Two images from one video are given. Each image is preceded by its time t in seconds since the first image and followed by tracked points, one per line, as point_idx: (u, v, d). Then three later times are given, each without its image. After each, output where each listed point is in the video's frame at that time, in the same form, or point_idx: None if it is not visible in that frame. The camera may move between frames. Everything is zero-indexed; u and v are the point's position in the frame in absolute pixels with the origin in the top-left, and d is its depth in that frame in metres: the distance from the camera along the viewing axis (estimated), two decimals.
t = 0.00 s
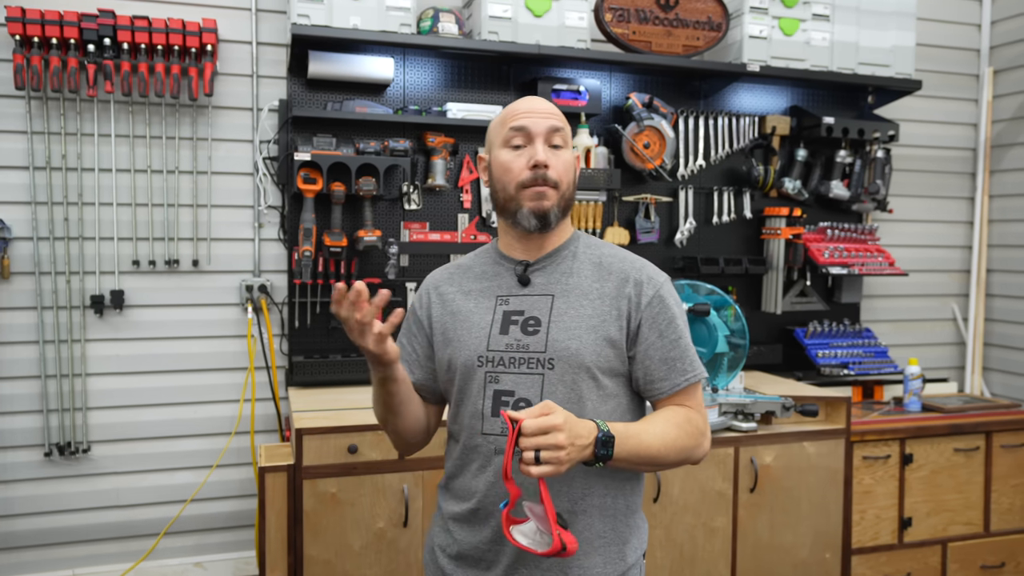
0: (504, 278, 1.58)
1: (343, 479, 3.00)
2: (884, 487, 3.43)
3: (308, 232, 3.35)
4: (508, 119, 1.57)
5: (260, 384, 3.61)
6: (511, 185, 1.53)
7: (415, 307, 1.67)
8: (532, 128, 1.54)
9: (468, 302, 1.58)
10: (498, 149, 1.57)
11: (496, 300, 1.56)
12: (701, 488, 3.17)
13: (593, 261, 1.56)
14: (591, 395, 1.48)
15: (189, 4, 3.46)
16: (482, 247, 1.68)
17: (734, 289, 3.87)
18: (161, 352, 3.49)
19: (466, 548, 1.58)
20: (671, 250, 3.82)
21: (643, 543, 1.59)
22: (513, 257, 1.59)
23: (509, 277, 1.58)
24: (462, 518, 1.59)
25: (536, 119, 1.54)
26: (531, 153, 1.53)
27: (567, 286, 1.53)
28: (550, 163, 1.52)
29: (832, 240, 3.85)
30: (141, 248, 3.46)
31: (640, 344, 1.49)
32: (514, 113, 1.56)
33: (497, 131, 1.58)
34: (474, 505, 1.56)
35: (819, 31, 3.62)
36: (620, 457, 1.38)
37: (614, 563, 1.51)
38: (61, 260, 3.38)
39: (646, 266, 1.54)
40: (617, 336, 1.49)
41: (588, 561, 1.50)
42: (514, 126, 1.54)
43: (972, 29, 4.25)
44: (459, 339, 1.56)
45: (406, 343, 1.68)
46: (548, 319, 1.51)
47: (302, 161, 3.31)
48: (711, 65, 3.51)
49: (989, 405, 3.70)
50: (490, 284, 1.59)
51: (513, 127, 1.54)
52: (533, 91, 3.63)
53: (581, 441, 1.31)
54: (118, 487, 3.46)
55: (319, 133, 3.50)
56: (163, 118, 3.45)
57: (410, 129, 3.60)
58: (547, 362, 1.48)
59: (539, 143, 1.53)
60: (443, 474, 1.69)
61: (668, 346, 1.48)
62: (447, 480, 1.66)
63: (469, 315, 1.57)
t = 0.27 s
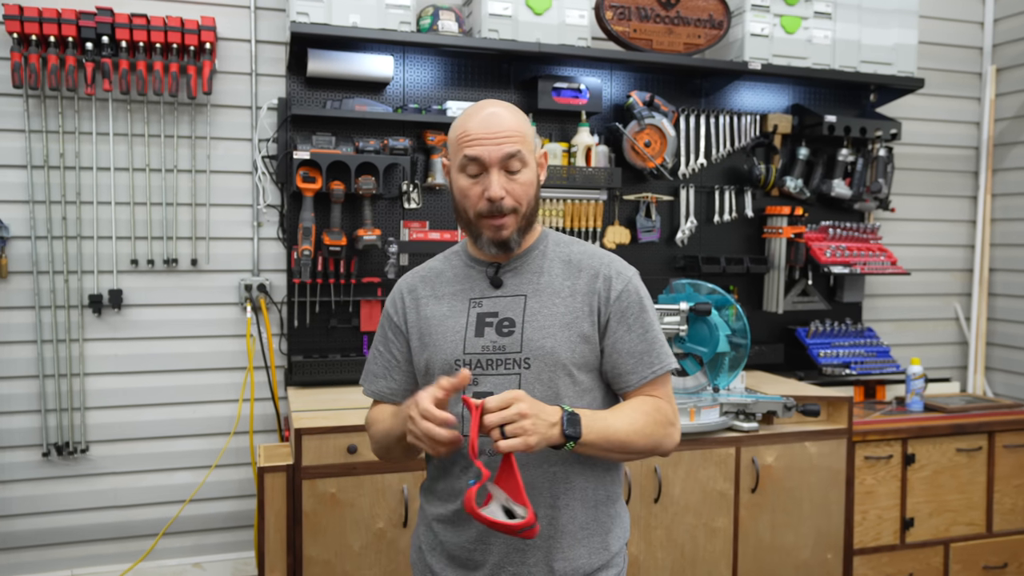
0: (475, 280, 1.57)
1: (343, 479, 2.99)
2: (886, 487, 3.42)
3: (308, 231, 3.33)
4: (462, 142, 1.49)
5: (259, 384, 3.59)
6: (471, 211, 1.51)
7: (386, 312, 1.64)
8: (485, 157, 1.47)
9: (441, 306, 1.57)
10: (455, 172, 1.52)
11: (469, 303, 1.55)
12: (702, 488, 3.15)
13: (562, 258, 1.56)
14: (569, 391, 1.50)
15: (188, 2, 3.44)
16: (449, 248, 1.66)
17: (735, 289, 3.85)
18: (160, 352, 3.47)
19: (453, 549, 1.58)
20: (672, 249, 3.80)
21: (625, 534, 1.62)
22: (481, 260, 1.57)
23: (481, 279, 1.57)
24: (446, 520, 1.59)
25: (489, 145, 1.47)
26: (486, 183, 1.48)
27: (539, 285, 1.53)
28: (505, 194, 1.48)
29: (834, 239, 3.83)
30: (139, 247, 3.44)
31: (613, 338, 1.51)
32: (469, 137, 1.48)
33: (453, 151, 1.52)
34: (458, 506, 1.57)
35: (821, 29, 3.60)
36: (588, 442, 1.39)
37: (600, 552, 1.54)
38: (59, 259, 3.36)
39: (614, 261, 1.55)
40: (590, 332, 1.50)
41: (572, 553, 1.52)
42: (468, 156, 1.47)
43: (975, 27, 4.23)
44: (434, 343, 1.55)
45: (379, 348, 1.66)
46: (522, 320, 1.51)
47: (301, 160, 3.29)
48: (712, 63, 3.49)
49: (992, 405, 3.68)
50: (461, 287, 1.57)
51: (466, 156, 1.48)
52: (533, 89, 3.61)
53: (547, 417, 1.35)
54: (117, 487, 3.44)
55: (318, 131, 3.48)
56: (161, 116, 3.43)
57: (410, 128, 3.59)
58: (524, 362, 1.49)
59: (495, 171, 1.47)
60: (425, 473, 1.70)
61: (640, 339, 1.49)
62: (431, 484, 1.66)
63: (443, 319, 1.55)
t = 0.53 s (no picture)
0: (458, 285, 1.56)
1: (342, 479, 2.97)
2: (888, 487, 3.40)
3: (307, 230, 3.32)
4: (437, 152, 1.46)
5: (258, 384, 3.57)
6: (447, 220, 1.49)
7: (366, 321, 1.62)
8: (460, 168, 1.44)
9: (424, 312, 1.56)
10: (430, 182, 1.49)
11: (452, 308, 1.54)
12: (703, 489, 3.14)
13: (542, 257, 1.57)
14: (557, 390, 1.51)
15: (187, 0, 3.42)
16: (425, 251, 1.64)
17: (736, 288, 3.83)
18: (158, 351, 3.46)
19: (449, 552, 1.56)
20: (673, 248, 3.78)
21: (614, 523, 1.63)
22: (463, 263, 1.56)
23: (464, 283, 1.56)
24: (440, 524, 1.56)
25: (464, 156, 1.44)
26: (463, 194, 1.46)
27: (522, 287, 1.53)
28: (481, 205, 1.46)
29: (836, 238, 3.81)
30: (138, 247, 3.43)
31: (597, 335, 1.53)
32: (443, 147, 1.45)
33: (427, 161, 1.48)
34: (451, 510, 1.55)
35: (823, 27, 3.58)
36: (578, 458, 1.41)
37: (595, 543, 1.55)
38: (56, 259, 3.34)
39: (591, 258, 1.56)
40: (575, 331, 1.51)
41: (569, 547, 1.52)
42: (443, 167, 1.44)
43: (977, 25, 4.21)
44: (420, 351, 1.54)
45: (361, 356, 1.63)
46: (508, 322, 1.51)
47: (300, 159, 3.28)
48: (713, 62, 3.47)
49: (995, 405, 3.66)
50: (444, 291, 1.56)
51: (440, 167, 1.45)
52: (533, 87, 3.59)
53: (545, 448, 1.35)
54: (115, 488, 3.43)
55: (317, 129, 3.46)
56: (160, 115, 3.41)
57: (410, 127, 3.58)
58: (513, 364, 1.50)
59: (470, 182, 1.45)
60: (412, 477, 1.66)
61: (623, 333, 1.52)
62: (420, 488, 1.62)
63: (428, 325, 1.54)
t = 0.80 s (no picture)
0: (454, 285, 1.56)
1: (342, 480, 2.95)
2: (890, 488, 3.38)
3: (306, 229, 3.30)
4: (433, 154, 1.45)
5: (257, 384, 3.55)
6: (442, 222, 1.49)
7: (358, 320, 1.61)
8: (456, 171, 1.44)
9: (419, 312, 1.55)
10: (425, 183, 1.49)
11: (448, 308, 1.54)
12: (704, 489, 3.12)
13: (538, 258, 1.58)
14: (553, 391, 1.51)
15: None
16: (418, 251, 1.64)
17: (738, 287, 3.81)
18: (157, 351, 3.44)
19: (444, 552, 1.55)
20: (674, 247, 3.76)
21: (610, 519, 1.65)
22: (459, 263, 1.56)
23: (459, 283, 1.56)
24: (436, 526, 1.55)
25: (460, 159, 1.43)
26: (458, 197, 1.45)
27: (519, 287, 1.54)
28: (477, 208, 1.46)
29: (838, 237, 3.80)
30: (136, 246, 3.41)
31: (594, 336, 1.54)
32: (439, 149, 1.44)
33: (422, 162, 1.48)
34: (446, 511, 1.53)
35: (825, 25, 3.57)
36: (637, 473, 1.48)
37: (588, 542, 1.57)
38: (54, 258, 3.33)
39: (588, 259, 1.58)
40: (571, 332, 1.52)
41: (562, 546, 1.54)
42: (439, 170, 1.44)
43: (981, 23, 4.19)
44: (415, 350, 1.53)
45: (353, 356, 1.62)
46: (503, 323, 1.51)
47: (299, 157, 3.26)
48: (715, 60, 3.45)
49: (997, 405, 3.64)
50: (439, 291, 1.56)
51: (436, 169, 1.44)
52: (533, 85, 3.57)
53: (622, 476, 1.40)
54: (114, 488, 3.41)
55: (316, 128, 3.44)
56: (158, 114, 3.39)
57: (410, 125, 3.55)
58: (508, 365, 1.50)
59: (466, 185, 1.45)
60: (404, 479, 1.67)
61: (619, 334, 1.55)
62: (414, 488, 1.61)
63: (422, 325, 1.54)
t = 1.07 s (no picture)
0: (464, 284, 1.55)
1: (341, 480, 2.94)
2: (892, 488, 3.37)
3: (305, 228, 3.28)
4: (446, 150, 1.44)
5: (256, 384, 3.53)
6: (453, 220, 1.48)
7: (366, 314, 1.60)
8: (469, 169, 1.43)
9: (428, 310, 1.54)
10: (438, 180, 1.48)
11: (457, 307, 1.54)
12: (705, 490, 3.10)
13: (550, 262, 1.56)
14: (559, 397, 1.50)
15: None
16: (430, 248, 1.63)
17: (739, 287, 3.80)
18: (156, 351, 3.43)
19: (446, 554, 1.54)
20: (675, 246, 3.74)
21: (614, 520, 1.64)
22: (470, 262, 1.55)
23: (469, 283, 1.55)
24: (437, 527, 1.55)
25: (473, 158, 1.42)
26: (471, 195, 1.44)
27: (529, 290, 1.53)
28: (489, 207, 1.45)
29: (839, 237, 3.78)
30: (135, 245, 3.39)
31: (602, 343, 1.53)
32: (452, 146, 1.43)
33: (435, 159, 1.47)
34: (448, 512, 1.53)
35: (827, 23, 3.55)
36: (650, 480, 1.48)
37: (591, 545, 1.55)
38: (53, 257, 3.31)
39: (601, 265, 1.57)
40: (580, 338, 1.51)
41: (563, 545, 1.53)
42: (451, 167, 1.43)
43: (984, 21, 4.17)
44: (423, 348, 1.53)
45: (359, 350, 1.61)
46: (513, 325, 1.50)
47: (298, 156, 3.24)
48: (716, 58, 3.43)
49: (1000, 405, 3.63)
50: (449, 290, 1.55)
51: (449, 166, 1.44)
52: (534, 84, 3.55)
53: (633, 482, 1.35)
54: (112, 488, 3.40)
55: (315, 127, 3.42)
56: (157, 112, 3.38)
57: (410, 124, 3.54)
58: (515, 368, 1.49)
59: (479, 184, 1.44)
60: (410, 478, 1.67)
61: (628, 343, 1.54)
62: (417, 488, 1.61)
63: (431, 323, 1.53)
